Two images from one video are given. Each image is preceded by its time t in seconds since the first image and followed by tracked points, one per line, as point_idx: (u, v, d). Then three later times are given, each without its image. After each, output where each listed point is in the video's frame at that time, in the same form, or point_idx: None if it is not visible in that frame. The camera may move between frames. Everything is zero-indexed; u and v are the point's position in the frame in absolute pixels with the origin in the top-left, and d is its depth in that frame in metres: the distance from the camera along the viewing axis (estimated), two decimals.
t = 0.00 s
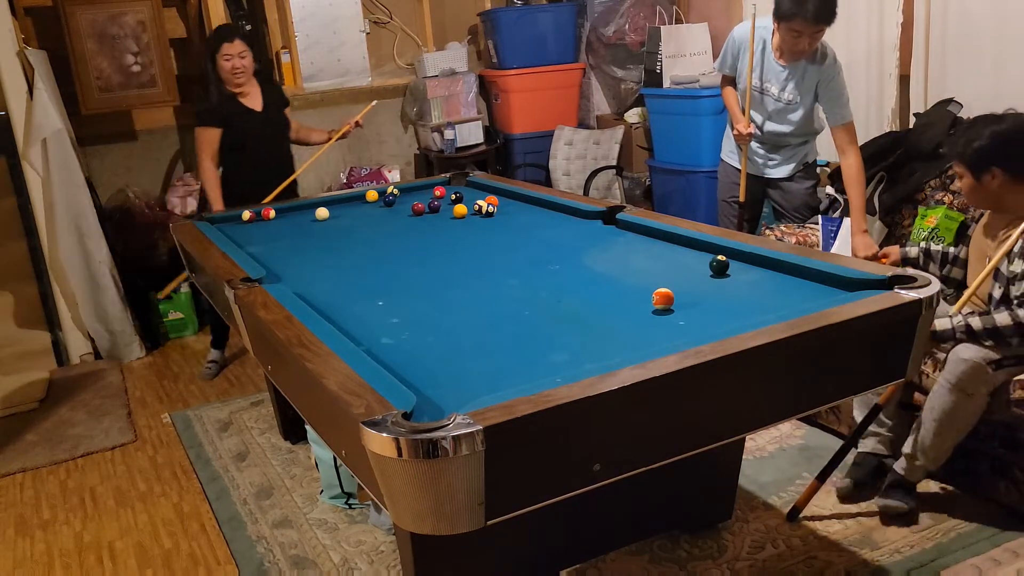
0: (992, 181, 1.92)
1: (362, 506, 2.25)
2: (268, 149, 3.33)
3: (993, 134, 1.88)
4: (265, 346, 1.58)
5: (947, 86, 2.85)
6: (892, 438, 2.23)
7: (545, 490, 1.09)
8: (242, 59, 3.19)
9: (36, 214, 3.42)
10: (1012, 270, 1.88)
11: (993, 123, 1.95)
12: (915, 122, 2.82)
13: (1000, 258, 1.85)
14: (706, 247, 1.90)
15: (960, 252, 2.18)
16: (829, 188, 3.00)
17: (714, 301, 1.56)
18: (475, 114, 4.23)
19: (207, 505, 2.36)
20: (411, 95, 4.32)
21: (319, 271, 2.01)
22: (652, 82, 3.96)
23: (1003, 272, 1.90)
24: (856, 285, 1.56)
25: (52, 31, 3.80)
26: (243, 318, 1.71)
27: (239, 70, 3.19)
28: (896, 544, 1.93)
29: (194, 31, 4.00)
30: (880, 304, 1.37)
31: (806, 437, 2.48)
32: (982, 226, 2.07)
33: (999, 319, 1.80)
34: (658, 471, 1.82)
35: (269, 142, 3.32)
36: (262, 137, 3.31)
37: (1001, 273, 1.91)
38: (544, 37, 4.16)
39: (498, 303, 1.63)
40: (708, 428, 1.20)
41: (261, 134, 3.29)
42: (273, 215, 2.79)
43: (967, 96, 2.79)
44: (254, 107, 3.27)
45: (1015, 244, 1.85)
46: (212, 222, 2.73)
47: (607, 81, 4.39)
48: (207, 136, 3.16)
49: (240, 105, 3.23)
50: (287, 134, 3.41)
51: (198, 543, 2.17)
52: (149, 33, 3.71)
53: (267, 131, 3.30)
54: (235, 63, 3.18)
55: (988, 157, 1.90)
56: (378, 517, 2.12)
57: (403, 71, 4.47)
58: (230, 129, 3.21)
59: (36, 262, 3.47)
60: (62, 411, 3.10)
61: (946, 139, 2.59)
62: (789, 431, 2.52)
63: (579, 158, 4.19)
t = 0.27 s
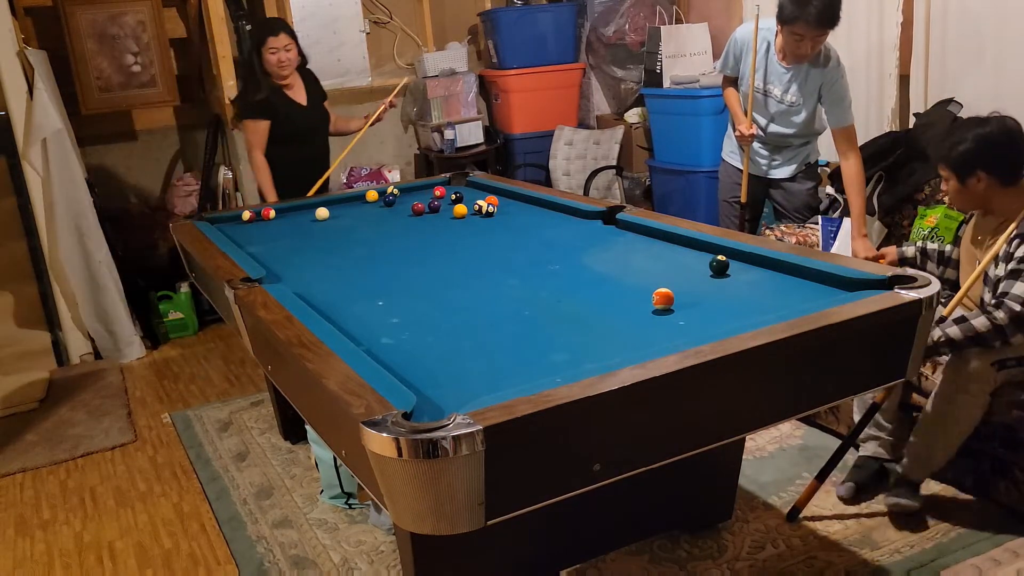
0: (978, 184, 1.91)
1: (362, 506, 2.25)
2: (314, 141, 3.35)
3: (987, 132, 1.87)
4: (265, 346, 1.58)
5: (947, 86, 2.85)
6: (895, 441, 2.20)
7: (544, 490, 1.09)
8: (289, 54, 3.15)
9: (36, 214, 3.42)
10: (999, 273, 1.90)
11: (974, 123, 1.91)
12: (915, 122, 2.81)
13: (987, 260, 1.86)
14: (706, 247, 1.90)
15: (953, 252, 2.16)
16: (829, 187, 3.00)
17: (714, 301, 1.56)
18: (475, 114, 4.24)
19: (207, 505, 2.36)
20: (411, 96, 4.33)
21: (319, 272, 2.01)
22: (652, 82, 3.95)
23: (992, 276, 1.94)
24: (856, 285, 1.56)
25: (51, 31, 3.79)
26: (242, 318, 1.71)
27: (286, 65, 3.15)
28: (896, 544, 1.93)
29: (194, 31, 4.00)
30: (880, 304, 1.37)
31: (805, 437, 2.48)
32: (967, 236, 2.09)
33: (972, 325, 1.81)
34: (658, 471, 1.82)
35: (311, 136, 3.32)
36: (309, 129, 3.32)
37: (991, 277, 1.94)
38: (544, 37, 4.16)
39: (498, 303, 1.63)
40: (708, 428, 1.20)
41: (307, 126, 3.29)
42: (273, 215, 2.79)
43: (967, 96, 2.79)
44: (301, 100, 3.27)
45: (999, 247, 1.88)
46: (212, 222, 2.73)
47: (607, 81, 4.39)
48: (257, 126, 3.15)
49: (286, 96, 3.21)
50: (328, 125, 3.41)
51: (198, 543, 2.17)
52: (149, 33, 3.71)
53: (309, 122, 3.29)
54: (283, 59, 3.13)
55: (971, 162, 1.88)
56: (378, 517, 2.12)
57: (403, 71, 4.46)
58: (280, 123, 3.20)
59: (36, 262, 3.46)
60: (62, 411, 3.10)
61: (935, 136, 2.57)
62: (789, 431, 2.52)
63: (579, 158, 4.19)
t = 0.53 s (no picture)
0: (966, 184, 1.92)
1: (362, 506, 2.25)
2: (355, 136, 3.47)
3: (984, 133, 1.87)
4: (265, 346, 1.58)
5: (947, 86, 2.84)
6: (903, 439, 2.18)
7: (544, 489, 1.09)
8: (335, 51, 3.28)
9: (35, 214, 3.42)
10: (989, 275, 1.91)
11: (957, 125, 1.92)
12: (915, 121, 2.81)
13: (977, 263, 1.87)
14: (706, 247, 1.90)
15: (948, 252, 2.16)
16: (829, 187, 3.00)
17: (714, 301, 1.56)
18: (475, 114, 4.24)
19: (207, 505, 2.36)
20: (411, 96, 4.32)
21: (319, 272, 2.01)
22: (652, 82, 3.95)
23: (982, 277, 1.95)
24: (856, 285, 1.56)
25: (51, 31, 3.80)
26: (242, 319, 1.71)
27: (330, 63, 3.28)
28: (896, 544, 1.93)
29: (194, 31, 4.00)
30: (880, 304, 1.37)
31: (805, 437, 2.48)
32: (959, 242, 2.08)
33: (963, 327, 1.83)
34: (658, 471, 1.82)
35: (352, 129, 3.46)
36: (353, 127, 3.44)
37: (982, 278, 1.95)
38: (544, 37, 4.16)
39: (498, 303, 1.63)
40: (708, 428, 1.20)
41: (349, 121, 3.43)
42: (273, 215, 2.79)
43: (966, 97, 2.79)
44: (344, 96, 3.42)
45: (988, 250, 1.89)
46: (212, 222, 2.73)
47: (607, 82, 4.39)
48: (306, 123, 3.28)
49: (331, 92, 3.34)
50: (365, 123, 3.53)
51: (198, 543, 2.17)
52: (149, 33, 3.71)
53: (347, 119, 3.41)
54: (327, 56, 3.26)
55: (956, 163, 1.89)
56: (378, 517, 2.12)
57: (403, 71, 4.46)
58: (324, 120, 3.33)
59: (36, 262, 3.46)
60: (62, 411, 3.10)
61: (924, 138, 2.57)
62: (789, 431, 2.52)
63: (579, 158, 4.19)
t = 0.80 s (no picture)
0: (959, 189, 1.92)
1: (362, 506, 2.25)
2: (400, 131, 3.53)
3: (982, 133, 1.87)
4: (265, 346, 1.58)
5: (947, 86, 2.85)
6: (901, 440, 2.17)
7: (544, 489, 1.09)
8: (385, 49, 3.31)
9: (35, 214, 3.42)
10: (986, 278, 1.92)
11: (948, 129, 1.90)
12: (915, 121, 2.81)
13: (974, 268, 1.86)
14: (706, 247, 1.90)
15: (944, 253, 2.16)
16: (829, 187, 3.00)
17: (714, 301, 1.56)
18: (475, 114, 4.23)
19: (207, 505, 2.36)
20: (411, 95, 4.29)
21: (319, 272, 2.01)
22: (652, 82, 3.95)
23: (980, 280, 1.95)
24: (856, 285, 1.56)
25: (52, 31, 3.80)
26: (243, 318, 1.71)
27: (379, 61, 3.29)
28: (896, 544, 1.93)
29: (194, 31, 4.00)
30: (880, 304, 1.37)
31: (805, 437, 2.48)
32: (954, 245, 2.08)
33: (963, 330, 1.83)
34: (658, 471, 1.82)
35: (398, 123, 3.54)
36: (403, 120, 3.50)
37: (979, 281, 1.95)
38: (544, 38, 4.16)
39: (498, 303, 1.63)
40: (708, 428, 1.20)
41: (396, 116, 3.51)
42: (273, 215, 2.79)
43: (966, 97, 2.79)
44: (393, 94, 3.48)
45: (985, 252, 1.89)
46: (212, 222, 2.73)
47: (607, 81, 4.38)
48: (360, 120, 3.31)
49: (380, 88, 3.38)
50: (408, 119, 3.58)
51: (198, 543, 2.17)
52: (149, 33, 3.71)
53: (391, 113, 3.46)
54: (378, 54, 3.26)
55: (948, 167, 1.89)
56: (378, 517, 2.12)
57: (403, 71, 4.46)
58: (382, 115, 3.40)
59: (36, 262, 3.46)
60: (62, 411, 3.10)
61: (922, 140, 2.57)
62: (789, 431, 2.52)
63: (579, 158, 4.19)
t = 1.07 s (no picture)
0: (959, 189, 1.92)
1: (362, 506, 2.25)
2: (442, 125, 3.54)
3: (981, 133, 1.87)
4: (266, 346, 1.58)
5: (947, 86, 2.85)
6: (901, 440, 2.18)
7: (545, 489, 1.09)
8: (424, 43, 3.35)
9: (35, 215, 3.42)
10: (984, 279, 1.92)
11: (951, 129, 1.91)
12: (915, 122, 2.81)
13: (973, 268, 1.87)
14: (706, 247, 1.90)
15: (943, 252, 2.16)
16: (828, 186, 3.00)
17: (714, 301, 1.56)
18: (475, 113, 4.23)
19: (207, 505, 2.36)
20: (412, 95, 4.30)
21: (320, 271, 2.01)
22: (652, 82, 3.95)
23: (978, 281, 1.95)
24: (856, 285, 1.56)
25: (52, 31, 3.80)
26: (242, 319, 1.71)
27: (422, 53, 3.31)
28: (896, 544, 1.93)
29: (194, 31, 4.00)
30: (879, 304, 1.37)
31: (805, 437, 2.48)
32: (952, 245, 2.08)
33: (963, 331, 1.82)
34: (658, 471, 1.82)
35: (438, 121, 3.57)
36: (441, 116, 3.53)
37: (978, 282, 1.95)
38: (544, 38, 4.16)
39: (498, 302, 1.63)
40: (707, 428, 1.20)
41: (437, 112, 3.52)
42: (273, 215, 2.79)
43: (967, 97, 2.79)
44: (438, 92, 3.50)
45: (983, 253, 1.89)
46: (212, 222, 2.73)
47: (607, 82, 4.38)
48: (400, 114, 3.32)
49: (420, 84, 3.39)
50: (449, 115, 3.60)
51: (198, 543, 2.17)
52: (149, 33, 3.71)
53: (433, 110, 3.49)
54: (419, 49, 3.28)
55: (951, 166, 1.89)
56: (378, 517, 2.12)
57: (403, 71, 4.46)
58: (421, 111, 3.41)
59: (36, 262, 3.46)
60: (62, 411, 3.10)
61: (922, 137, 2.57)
62: (789, 431, 2.52)
63: (579, 158, 4.18)
